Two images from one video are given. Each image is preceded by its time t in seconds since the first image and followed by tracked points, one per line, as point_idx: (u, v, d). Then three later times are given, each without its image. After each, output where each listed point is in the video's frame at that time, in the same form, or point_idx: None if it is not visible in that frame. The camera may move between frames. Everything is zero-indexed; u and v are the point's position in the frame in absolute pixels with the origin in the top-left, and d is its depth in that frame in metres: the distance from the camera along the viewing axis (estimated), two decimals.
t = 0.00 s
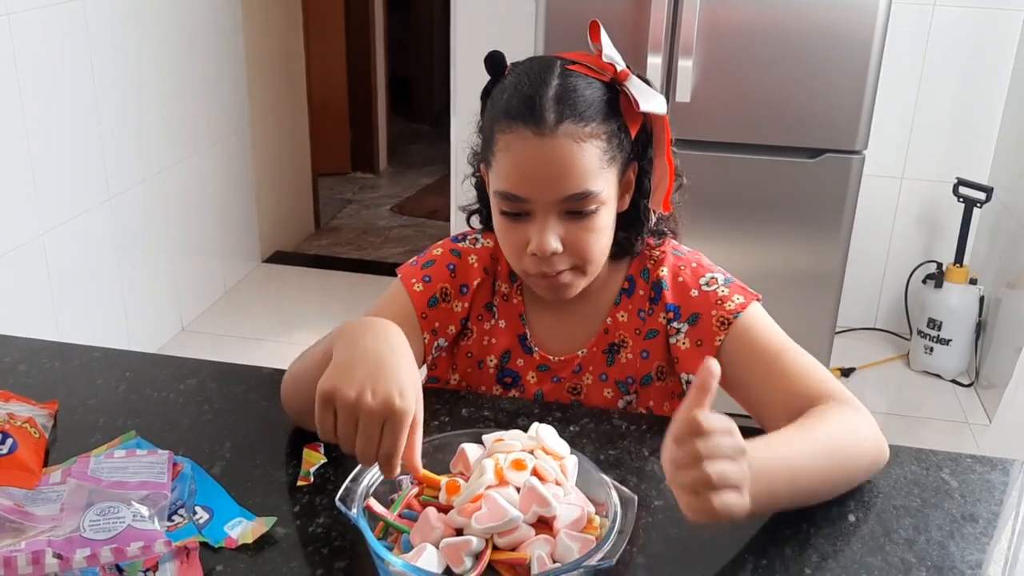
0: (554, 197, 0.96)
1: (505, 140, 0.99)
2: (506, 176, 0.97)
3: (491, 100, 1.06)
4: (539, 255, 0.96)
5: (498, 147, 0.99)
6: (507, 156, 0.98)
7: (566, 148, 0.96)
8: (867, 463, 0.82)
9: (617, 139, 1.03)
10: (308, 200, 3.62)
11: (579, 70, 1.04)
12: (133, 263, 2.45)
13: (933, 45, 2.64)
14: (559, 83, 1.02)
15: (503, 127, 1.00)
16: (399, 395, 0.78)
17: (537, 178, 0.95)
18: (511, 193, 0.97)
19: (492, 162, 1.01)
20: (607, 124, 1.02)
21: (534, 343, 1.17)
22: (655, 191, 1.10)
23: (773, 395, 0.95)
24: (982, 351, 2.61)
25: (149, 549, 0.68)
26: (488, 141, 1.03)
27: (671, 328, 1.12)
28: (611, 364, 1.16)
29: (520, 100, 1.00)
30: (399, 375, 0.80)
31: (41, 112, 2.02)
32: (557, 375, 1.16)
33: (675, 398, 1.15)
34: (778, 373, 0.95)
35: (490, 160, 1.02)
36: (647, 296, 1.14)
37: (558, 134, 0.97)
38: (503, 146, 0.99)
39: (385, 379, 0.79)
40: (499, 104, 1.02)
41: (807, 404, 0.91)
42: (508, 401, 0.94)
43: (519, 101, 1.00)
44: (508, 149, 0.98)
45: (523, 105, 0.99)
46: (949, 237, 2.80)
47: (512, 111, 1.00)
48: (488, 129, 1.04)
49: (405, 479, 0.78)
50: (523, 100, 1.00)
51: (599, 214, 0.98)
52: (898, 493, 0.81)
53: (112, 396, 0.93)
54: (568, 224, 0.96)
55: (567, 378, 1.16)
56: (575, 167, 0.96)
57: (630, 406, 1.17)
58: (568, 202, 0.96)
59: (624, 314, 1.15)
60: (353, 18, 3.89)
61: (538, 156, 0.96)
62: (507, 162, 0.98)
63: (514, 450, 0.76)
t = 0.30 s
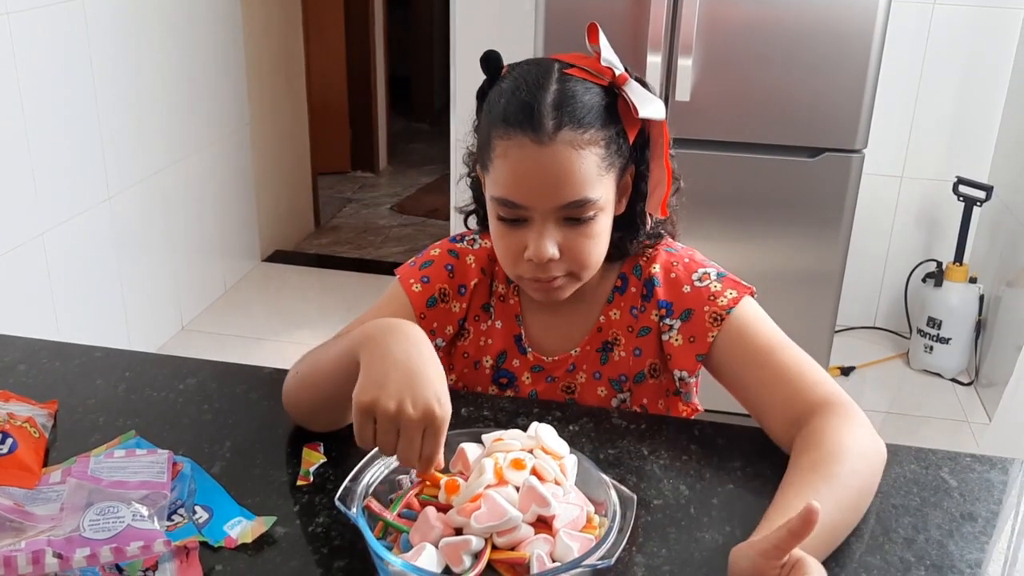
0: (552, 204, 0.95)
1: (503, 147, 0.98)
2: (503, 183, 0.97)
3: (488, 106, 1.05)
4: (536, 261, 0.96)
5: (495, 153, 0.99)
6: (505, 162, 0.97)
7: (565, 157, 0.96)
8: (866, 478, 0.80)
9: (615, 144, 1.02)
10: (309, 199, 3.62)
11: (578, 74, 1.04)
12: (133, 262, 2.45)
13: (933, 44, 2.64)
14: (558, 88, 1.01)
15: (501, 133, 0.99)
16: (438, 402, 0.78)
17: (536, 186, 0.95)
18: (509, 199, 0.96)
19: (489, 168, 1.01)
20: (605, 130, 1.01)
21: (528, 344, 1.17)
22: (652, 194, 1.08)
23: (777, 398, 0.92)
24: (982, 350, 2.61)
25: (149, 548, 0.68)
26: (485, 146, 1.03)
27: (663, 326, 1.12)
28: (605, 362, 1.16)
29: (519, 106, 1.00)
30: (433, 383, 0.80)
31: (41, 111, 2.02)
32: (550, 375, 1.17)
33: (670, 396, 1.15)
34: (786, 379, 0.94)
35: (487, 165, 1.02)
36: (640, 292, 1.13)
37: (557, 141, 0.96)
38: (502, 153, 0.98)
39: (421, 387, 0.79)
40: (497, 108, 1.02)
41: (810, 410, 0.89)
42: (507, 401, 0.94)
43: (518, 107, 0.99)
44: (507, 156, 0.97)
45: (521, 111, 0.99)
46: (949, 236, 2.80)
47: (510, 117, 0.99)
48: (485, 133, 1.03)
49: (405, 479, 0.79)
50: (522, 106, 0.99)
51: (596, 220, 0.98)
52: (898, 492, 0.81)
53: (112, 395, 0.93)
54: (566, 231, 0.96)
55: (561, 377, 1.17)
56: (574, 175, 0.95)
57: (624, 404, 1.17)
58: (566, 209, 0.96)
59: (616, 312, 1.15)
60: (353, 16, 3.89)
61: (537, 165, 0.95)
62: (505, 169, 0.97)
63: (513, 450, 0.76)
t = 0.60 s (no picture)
0: (554, 205, 0.95)
1: (505, 148, 0.98)
2: (505, 184, 0.97)
3: (489, 105, 1.05)
4: (538, 263, 0.96)
5: (496, 154, 0.99)
6: (507, 163, 0.97)
7: (567, 158, 0.96)
8: (868, 480, 0.80)
9: (616, 144, 1.03)
10: (309, 198, 3.62)
11: (578, 72, 1.04)
12: (133, 261, 2.45)
13: (933, 42, 2.64)
14: (559, 87, 1.01)
15: (502, 134, 0.99)
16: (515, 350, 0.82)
17: (538, 187, 0.95)
18: (511, 200, 0.96)
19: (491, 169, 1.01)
20: (606, 130, 1.01)
21: (527, 343, 1.18)
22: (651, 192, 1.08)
23: (778, 395, 0.92)
24: (982, 348, 2.61)
25: (149, 546, 0.69)
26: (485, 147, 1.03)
27: (662, 321, 1.12)
28: (604, 359, 1.16)
29: (520, 106, 0.99)
30: (501, 335, 0.84)
31: (40, 110, 2.02)
32: (550, 373, 1.17)
33: (670, 393, 1.15)
34: (787, 377, 0.93)
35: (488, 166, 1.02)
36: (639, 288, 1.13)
37: (559, 143, 0.96)
38: (503, 154, 0.98)
39: (494, 340, 0.82)
40: (498, 109, 1.02)
41: (810, 408, 0.89)
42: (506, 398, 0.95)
43: (519, 108, 0.99)
44: (509, 157, 0.97)
45: (522, 111, 0.99)
46: (949, 234, 2.80)
47: (512, 119, 0.99)
48: (486, 134, 1.03)
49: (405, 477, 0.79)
50: (522, 106, 0.99)
51: (597, 221, 0.97)
52: (897, 490, 0.81)
53: (112, 394, 0.93)
54: (568, 231, 0.96)
55: (561, 375, 1.17)
56: (576, 177, 0.95)
57: (624, 401, 1.17)
58: (568, 210, 0.95)
59: (615, 308, 1.15)
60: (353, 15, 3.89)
61: (538, 166, 0.95)
62: (507, 171, 0.97)
63: (513, 448, 0.76)
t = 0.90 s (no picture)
0: (562, 193, 0.95)
1: (511, 139, 0.98)
2: (513, 175, 0.97)
3: (490, 99, 1.05)
4: (548, 253, 0.95)
5: (502, 146, 0.99)
6: (514, 154, 0.97)
7: (574, 146, 0.96)
8: (869, 479, 0.79)
9: (622, 131, 1.02)
10: (311, 198, 3.62)
11: (578, 62, 1.04)
12: (135, 261, 2.45)
13: (934, 38, 2.63)
14: (561, 77, 1.01)
15: (507, 126, 0.99)
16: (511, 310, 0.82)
17: (546, 175, 0.95)
18: (519, 191, 0.96)
19: (496, 162, 1.00)
20: (611, 117, 1.01)
21: (529, 341, 1.17)
22: (654, 183, 1.10)
23: (775, 393, 0.92)
24: (984, 345, 2.60)
25: (149, 544, 0.69)
26: (489, 140, 1.02)
27: (666, 317, 1.11)
28: (607, 355, 1.16)
29: (524, 96, 0.99)
30: (501, 297, 0.84)
31: (41, 110, 2.01)
32: (554, 370, 1.17)
33: (673, 388, 1.14)
34: (790, 372, 0.93)
35: (493, 158, 1.01)
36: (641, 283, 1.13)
37: (565, 130, 0.96)
38: (509, 145, 0.98)
39: (492, 300, 0.82)
40: (501, 101, 1.02)
41: (811, 404, 0.89)
42: (508, 394, 0.95)
43: (523, 99, 0.99)
44: (515, 147, 0.97)
45: (526, 102, 0.99)
46: (951, 231, 2.79)
47: (516, 109, 0.99)
48: (489, 127, 1.03)
49: (406, 473, 0.78)
50: (527, 97, 0.99)
51: (605, 208, 0.97)
52: (900, 485, 0.81)
53: (113, 392, 0.93)
54: (577, 218, 0.96)
55: (564, 371, 1.17)
56: (583, 163, 0.95)
57: (627, 396, 1.16)
58: (576, 197, 0.95)
59: (617, 304, 1.15)
60: (354, 15, 3.89)
61: (546, 154, 0.95)
62: (514, 161, 0.97)
63: (513, 444, 0.75)
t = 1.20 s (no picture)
0: (579, 154, 0.95)
1: (529, 101, 0.98)
2: (529, 135, 0.96)
3: (504, 69, 1.05)
4: (561, 217, 0.95)
5: (519, 108, 0.99)
6: (531, 114, 0.97)
7: (592, 108, 0.96)
8: (874, 478, 0.79)
9: (635, 106, 1.02)
10: (311, 200, 3.62)
11: (594, 40, 1.04)
12: (135, 264, 2.45)
13: (933, 37, 2.63)
14: (577, 48, 1.01)
15: (525, 89, 0.99)
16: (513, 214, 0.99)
17: (563, 134, 0.95)
18: (535, 149, 0.96)
19: (511, 125, 1.00)
20: (626, 89, 1.02)
21: (527, 334, 1.16)
22: (664, 170, 1.13)
23: (774, 392, 0.92)
24: (986, 343, 2.60)
25: (153, 548, 0.69)
26: (504, 108, 1.02)
27: (665, 306, 1.10)
28: (605, 345, 1.15)
29: (543, 62, 0.99)
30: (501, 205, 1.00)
31: (40, 114, 2.01)
32: (551, 362, 1.16)
33: (671, 380, 1.14)
34: (795, 366, 0.93)
35: (508, 124, 1.01)
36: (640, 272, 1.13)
37: (583, 93, 0.96)
38: (526, 107, 0.98)
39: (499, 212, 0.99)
40: (517, 68, 1.02)
41: (818, 403, 0.88)
42: (509, 397, 0.95)
43: (542, 64, 0.99)
44: (533, 108, 0.97)
45: (546, 66, 0.99)
46: (952, 230, 2.79)
47: (534, 74, 0.99)
48: (503, 94, 1.02)
49: (407, 476, 0.78)
50: (545, 63, 0.99)
51: (618, 175, 0.97)
52: (903, 485, 0.81)
53: (114, 396, 0.93)
54: (591, 182, 0.96)
55: (561, 362, 1.16)
56: (599, 126, 0.96)
57: (625, 388, 1.15)
58: (592, 159, 0.95)
59: (615, 292, 1.14)
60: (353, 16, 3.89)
61: (564, 114, 0.95)
62: (531, 121, 0.97)
63: (515, 446, 0.75)
